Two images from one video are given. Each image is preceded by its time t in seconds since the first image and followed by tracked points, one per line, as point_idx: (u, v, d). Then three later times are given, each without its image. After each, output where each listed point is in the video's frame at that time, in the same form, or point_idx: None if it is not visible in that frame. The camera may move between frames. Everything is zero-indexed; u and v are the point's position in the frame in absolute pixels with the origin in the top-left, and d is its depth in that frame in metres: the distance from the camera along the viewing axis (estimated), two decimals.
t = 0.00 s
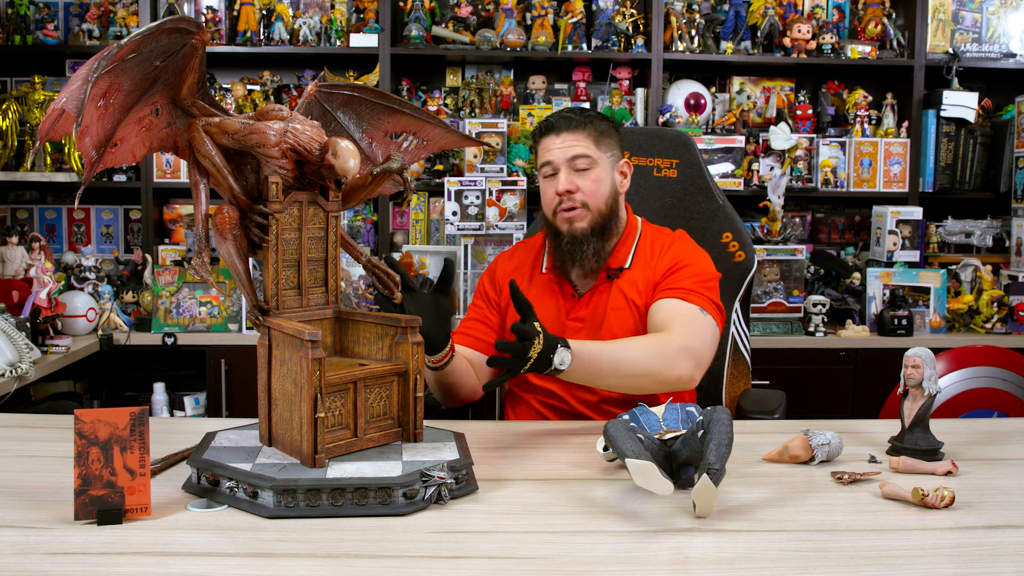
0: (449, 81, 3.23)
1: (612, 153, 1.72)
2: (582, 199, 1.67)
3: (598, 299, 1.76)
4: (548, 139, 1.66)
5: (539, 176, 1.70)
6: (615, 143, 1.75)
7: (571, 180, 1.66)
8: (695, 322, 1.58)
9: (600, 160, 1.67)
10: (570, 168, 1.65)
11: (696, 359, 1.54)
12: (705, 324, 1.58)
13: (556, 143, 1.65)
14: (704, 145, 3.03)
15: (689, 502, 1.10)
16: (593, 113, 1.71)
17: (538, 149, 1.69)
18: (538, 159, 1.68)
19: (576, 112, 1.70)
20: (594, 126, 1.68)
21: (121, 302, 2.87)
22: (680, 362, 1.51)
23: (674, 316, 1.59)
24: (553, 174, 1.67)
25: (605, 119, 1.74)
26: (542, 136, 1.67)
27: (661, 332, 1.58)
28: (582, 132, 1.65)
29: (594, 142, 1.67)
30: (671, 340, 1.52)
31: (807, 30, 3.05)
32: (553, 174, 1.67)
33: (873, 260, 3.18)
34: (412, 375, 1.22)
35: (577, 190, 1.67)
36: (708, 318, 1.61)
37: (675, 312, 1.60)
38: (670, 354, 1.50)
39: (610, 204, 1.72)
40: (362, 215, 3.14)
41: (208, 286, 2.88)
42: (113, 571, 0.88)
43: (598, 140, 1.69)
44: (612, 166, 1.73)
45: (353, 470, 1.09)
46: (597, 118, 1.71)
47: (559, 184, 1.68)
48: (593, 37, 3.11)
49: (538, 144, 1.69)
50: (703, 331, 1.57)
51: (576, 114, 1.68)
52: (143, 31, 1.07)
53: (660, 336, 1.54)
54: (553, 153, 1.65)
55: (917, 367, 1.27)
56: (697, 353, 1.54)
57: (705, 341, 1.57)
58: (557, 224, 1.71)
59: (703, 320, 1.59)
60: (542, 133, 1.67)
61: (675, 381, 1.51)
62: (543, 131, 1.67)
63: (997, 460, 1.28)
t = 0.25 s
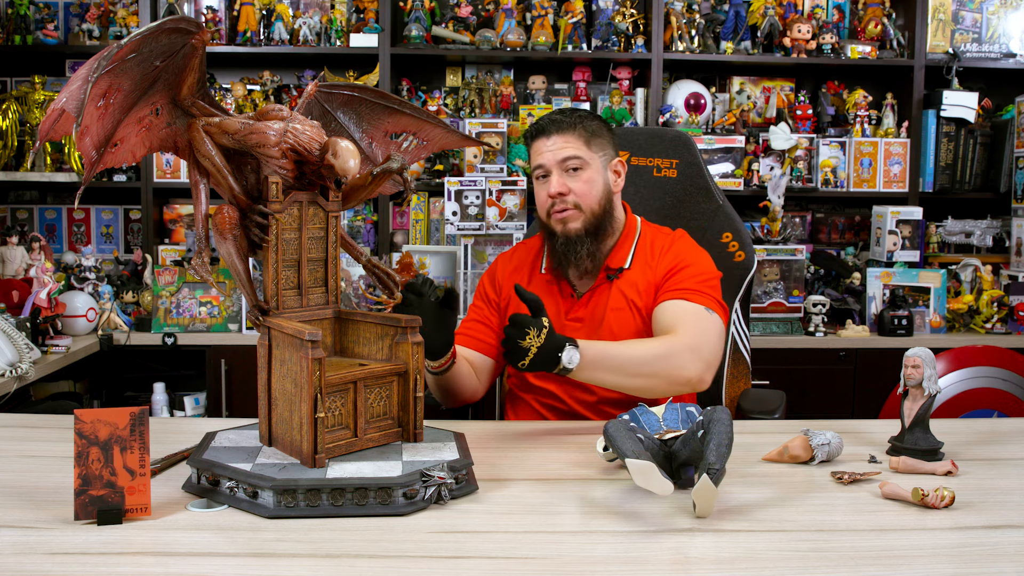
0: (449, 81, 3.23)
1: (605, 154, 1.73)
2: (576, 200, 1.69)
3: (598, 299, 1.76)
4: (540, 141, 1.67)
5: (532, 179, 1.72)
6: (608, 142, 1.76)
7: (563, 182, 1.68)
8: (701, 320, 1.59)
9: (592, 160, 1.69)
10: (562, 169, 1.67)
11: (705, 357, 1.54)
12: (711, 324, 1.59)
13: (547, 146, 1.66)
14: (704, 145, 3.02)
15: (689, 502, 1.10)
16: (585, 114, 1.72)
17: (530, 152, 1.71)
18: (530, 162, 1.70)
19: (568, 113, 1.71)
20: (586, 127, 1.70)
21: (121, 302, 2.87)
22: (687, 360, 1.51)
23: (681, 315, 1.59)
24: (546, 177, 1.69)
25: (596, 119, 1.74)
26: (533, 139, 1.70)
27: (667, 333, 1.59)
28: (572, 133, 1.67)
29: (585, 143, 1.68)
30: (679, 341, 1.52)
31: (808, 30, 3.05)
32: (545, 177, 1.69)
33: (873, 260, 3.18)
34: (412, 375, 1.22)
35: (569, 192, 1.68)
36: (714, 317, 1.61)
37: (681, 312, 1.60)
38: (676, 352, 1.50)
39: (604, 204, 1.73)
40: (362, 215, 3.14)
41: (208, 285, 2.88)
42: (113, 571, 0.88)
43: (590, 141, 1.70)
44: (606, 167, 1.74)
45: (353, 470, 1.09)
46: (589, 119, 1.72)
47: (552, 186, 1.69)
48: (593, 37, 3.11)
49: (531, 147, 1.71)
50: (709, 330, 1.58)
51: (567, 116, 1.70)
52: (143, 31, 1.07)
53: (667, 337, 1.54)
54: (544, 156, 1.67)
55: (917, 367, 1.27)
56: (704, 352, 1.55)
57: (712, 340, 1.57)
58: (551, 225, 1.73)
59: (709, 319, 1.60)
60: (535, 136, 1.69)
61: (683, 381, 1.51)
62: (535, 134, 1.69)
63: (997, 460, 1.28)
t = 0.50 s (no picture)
0: (449, 81, 3.23)
1: (613, 157, 1.69)
2: (585, 207, 1.66)
3: (607, 304, 1.76)
4: (547, 147, 1.62)
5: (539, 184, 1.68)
6: (616, 144, 1.71)
7: (573, 189, 1.64)
8: (724, 327, 1.61)
9: (600, 165, 1.65)
10: (571, 176, 1.63)
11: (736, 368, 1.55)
12: (736, 332, 1.60)
13: (555, 152, 1.61)
14: (704, 145, 3.03)
15: (689, 502, 1.10)
16: (592, 117, 1.67)
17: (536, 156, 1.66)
18: (538, 167, 1.65)
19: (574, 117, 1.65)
20: (594, 131, 1.64)
21: (121, 302, 2.87)
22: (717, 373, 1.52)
23: (708, 325, 1.62)
24: (553, 182, 1.65)
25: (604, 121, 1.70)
26: (540, 143, 1.64)
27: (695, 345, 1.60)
28: (582, 139, 1.62)
29: (593, 148, 1.63)
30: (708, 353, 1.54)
31: (807, 30, 3.05)
32: (554, 183, 1.65)
33: (873, 260, 3.18)
34: (412, 375, 1.22)
35: (579, 198, 1.65)
36: (737, 324, 1.62)
37: (704, 322, 1.63)
38: (706, 364, 1.52)
39: (613, 208, 1.70)
40: (362, 215, 3.14)
41: (208, 285, 2.88)
42: (113, 571, 0.88)
43: (598, 146, 1.65)
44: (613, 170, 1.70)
45: (353, 470, 1.09)
46: (596, 122, 1.67)
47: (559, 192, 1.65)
48: (593, 37, 3.11)
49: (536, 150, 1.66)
50: (736, 337, 1.59)
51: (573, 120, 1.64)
52: (143, 31, 1.07)
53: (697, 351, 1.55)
54: (551, 162, 1.62)
55: (917, 367, 1.27)
56: (736, 362, 1.56)
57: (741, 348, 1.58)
58: (560, 231, 1.70)
59: (733, 326, 1.61)
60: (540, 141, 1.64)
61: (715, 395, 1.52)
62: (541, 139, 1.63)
63: (997, 460, 1.28)
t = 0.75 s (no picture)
0: (449, 81, 3.23)
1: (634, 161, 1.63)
2: (607, 214, 1.61)
3: (621, 311, 1.74)
4: (570, 151, 1.55)
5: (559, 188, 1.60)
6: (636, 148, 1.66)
7: (596, 197, 1.58)
8: (748, 334, 1.62)
9: (624, 171, 1.59)
10: (594, 182, 1.56)
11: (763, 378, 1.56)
12: (760, 339, 1.61)
13: (579, 157, 1.54)
14: (704, 145, 3.03)
15: (689, 502, 1.10)
16: (614, 119, 1.59)
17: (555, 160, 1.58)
18: (557, 171, 1.58)
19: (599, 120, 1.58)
20: (619, 135, 1.58)
21: (121, 302, 2.87)
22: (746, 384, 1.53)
23: (731, 333, 1.63)
24: (576, 188, 1.58)
25: (627, 124, 1.63)
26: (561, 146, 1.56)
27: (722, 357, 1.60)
28: (607, 146, 1.55)
29: (618, 153, 1.57)
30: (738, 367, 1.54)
31: (807, 30, 3.05)
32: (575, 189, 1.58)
33: (873, 260, 3.18)
34: (412, 375, 1.22)
35: (602, 206, 1.59)
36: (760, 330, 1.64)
37: (728, 331, 1.63)
38: (736, 378, 1.52)
39: (633, 214, 1.66)
40: (362, 215, 3.14)
41: (208, 285, 2.88)
42: (113, 571, 0.88)
43: (622, 150, 1.59)
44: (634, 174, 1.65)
45: (353, 470, 1.09)
46: (619, 124, 1.59)
47: (581, 198, 1.59)
48: (593, 37, 3.11)
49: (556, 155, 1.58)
50: (761, 344, 1.60)
51: (598, 123, 1.57)
52: (142, 31, 1.07)
53: (724, 363, 1.56)
54: (576, 167, 1.55)
55: (917, 367, 1.27)
56: (765, 371, 1.56)
57: (767, 358, 1.59)
58: (579, 237, 1.65)
59: (756, 332, 1.62)
60: (563, 143, 1.56)
61: (749, 405, 1.53)
62: (564, 142, 1.55)
63: (998, 460, 1.28)
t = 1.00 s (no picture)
0: (449, 81, 3.23)
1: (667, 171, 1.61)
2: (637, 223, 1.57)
3: (638, 320, 1.73)
4: (607, 156, 1.52)
5: (588, 193, 1.58)
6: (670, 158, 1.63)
7: (626, 205, 1.55)
8: (763, 351, 1.59)
9: (659, 181, 1.56)
10: (628, 189, 1.54)
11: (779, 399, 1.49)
12: (774, 356, 1.58)
13: (616, 162, 1.52)
14: (704, 145, 3.03)
15: (689, 502, 1.10)
16: (652, 127, 1.57)
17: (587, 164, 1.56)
18: (588, 176, 1.55)
19: (638, 126, 1.56)
20: (657, 143, 1.55)
21: (121, 302, 2.87)
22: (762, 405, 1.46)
23: (744, 349, 1.60)
24: (608, 194, 1.55)
25: (662, 131, 1.59)
26: (593, 151, 1.55)
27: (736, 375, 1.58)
28: (639, 154, 1.52)
29: (654, 163, 1.54)
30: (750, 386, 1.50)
31: (807, 30, 3.05)
32: (605, 195, 1.56)
33: (873, 260, 3.18)
34: (412, 375, 1.22)
35: (631, 215, 1.56)
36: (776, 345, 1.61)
37: (743, 348, 1.61)
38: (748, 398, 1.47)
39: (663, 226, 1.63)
40: (362, 215, 3.14)
41: (208, 285, 2.88)
42: (112, 571, 0.88)
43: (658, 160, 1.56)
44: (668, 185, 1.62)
45: (353, 470, 1.09)
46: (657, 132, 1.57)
47: (611, 205, 1.56)
48: (593, 37, 3.11)
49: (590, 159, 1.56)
50: (775, 362, 1.57)
51: (636, 130, 1.54)
52: (143, 31, 1.07)
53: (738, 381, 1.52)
54: (611, 172, 1.53)
55: (917, 367, 1.27)
56: (778, 390, 1.51)
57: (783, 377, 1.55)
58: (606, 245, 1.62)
59: (771, 348, 1.60)
60: (600, 147, 1.53)
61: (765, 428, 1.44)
62: (601, 146, 1.53)
63: (998, 460, 1.28)
